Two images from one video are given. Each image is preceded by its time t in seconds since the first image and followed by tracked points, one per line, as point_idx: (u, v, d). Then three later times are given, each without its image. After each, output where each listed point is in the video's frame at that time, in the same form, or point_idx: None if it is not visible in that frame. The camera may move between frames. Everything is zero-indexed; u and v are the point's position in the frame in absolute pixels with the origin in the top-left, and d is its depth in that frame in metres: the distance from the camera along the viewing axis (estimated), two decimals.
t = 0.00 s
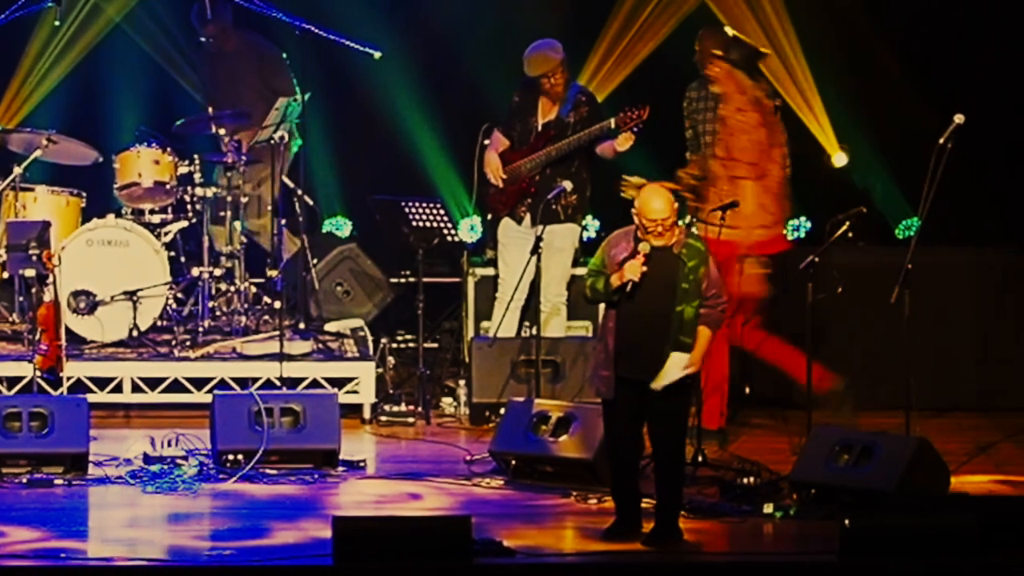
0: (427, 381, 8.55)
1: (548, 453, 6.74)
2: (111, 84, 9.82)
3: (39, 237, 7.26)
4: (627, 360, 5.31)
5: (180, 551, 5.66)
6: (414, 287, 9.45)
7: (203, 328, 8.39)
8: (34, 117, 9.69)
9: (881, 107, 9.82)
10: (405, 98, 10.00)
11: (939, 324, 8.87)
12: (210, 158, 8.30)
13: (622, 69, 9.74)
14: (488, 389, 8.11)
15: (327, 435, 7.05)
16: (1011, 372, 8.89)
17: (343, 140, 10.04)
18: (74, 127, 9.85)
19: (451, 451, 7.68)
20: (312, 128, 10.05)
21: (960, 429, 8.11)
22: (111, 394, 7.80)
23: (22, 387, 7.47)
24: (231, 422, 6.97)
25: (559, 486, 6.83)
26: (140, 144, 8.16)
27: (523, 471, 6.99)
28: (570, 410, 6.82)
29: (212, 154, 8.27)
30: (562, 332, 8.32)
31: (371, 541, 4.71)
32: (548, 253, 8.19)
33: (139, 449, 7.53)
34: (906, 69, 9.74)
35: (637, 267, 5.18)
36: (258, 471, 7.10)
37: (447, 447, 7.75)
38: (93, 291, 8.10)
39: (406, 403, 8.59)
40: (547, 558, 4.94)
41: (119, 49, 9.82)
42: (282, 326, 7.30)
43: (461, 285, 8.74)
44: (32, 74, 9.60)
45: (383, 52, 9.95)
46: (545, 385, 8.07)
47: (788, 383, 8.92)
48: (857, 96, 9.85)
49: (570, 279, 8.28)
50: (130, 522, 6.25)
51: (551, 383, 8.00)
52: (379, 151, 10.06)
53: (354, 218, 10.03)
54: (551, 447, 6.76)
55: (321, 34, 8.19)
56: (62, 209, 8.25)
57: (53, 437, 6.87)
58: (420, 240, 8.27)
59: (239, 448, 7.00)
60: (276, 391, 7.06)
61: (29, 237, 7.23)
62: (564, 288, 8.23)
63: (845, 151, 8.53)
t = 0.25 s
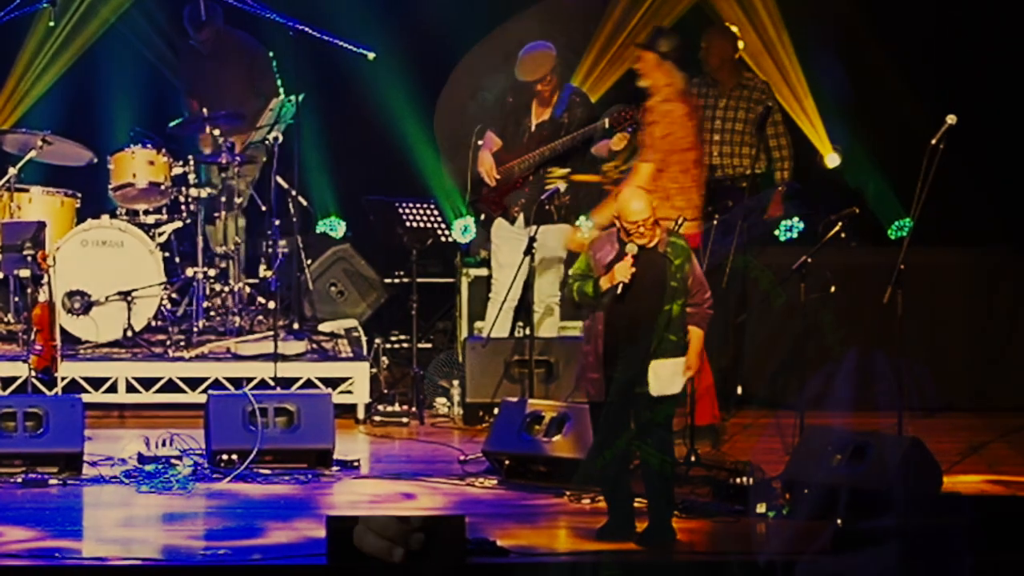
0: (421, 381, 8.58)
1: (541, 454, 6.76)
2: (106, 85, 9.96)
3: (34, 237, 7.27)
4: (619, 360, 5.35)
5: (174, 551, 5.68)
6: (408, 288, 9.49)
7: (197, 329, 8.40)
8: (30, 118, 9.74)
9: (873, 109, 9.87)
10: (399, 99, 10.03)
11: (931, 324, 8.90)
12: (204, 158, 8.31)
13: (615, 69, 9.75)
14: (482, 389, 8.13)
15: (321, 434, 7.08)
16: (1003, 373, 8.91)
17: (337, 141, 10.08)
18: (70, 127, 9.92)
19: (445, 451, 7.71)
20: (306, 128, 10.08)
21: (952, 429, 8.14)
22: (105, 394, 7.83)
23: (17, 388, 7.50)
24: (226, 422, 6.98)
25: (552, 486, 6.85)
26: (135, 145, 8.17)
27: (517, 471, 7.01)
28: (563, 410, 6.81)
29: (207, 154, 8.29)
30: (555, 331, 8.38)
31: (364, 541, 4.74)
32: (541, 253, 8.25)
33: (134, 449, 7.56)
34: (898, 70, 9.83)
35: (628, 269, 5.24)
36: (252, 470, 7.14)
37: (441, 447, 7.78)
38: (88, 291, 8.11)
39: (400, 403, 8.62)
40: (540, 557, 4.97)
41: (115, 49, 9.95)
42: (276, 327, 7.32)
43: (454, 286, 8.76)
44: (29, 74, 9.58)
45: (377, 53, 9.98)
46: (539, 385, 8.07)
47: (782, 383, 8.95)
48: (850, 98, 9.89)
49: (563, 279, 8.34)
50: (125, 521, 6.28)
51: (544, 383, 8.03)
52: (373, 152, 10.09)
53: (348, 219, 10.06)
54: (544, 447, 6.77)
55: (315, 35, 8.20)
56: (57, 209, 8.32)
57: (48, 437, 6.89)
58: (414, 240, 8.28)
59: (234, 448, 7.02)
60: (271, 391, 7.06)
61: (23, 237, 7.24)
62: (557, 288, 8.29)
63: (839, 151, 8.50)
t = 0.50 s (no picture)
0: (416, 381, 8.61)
1: (537, 455, 6.75)
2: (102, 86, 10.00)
3: (29, 237, 7.35)
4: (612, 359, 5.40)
5: (169, 550, 5.70)
6: (403, 288, 9.51)
7: (192, 329, 8.37)
8: (25, 118, 9.79)
9: (867, 110, 9.91)
10: (393, 101, 10.04)
11: (924, 325, 8.93)
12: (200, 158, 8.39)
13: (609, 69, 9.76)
14: (477, 389, 8.18)
15: (315, 434, 7.09)
16: (994, 373, 8.96)
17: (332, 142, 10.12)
18: (65, 128, 9.97)
19: (439, 451, 7.72)
20: (301, 128, 10.12)
21: (944, 430, 8.17)
22: (101, 394, 7.86)
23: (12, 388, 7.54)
24: (220, 422, 7.01)
25: (547, 486, 6.87)
26: (131, 144, 8.20)
27: (512, 471, 6.99)
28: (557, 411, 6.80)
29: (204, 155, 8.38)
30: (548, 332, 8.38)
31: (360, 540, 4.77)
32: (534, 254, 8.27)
33: (129, 449, 7.59)
34: (891, 71, 9.86)
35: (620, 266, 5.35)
36: (247, 470, 7.18)
37: (435, 447, 7.80)
38: (83, 292, 8.22)
39: (395, 403, 8.65)
40: (535, 556, 4.98)
41: (112, 49, 9.99)
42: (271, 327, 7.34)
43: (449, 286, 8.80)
44: (24, 73, 9.57)
45: (371, 54, 10.00)
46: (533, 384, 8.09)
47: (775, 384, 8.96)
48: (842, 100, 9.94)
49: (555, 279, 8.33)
50: (120, 521, 6.29)
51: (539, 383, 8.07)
52: (368, 153, 10.12)
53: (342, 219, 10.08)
54: (539, 448, 6.77)
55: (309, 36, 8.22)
56: (52, 210, 8.37)
57: (43, 436, 6.90)
58: (408, 240, 8.31)
59: (229, 448, 7.06)
60: (265, 391, 7.04)
61: (19, 238, 7.31)
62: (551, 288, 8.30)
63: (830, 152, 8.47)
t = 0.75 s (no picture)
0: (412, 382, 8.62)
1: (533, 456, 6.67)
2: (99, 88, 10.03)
3: (25, 238, 7.31)
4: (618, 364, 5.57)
5: (165, 551, 5.70)
6: (399, 288, 9.52)
7: (188, 330, 8.41)
8: (22, 119, 9.82)
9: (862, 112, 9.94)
10: (389, 101, 10.05)
11: (918, 326, 8.95)
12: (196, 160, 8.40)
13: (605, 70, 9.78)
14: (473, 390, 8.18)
15: (311, 434, 7.10)
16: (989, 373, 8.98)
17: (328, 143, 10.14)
18: (62, 129, 10.00)
19: (435, 451, 7.73)
20: (297, 130, 10.14)
21: (939, 430, 8.18)
22: (96, 395, 7.88)
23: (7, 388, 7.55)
24: (216, 423, 7.01)
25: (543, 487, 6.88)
26: (126, 145, 8.22)
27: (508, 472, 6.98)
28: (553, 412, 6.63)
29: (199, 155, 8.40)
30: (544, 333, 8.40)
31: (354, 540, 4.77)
32: (533, 254, 8.29)
33: (125, 449, 7.60)
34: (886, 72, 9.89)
35: (621, 261, 5.35)
36: (243, 470, 7.19)
37: (430, 447, 7.81)
38: (79, 292, 8.27)
39: (390, 403, 8.67)
40: (531, 556, 4.99)
41: (108, 50, 10.02)
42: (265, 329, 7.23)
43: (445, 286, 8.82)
44: (22, 74, 9.61)
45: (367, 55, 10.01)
46: (528, 385, 8.13)
47: (768, 385, 8.98)
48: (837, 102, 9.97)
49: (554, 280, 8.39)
50: (115, 522, 6.29)
51: (534, 383, 8.09)
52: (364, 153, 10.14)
53: (337, 219, 10.10)
54: (535, 449, 6.67)
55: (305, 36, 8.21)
56: (48, 210, 8.38)
57: (39, 437, 6.91)
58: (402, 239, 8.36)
59: (224, 448, 7.06)
60: (261, 392, 7.05)
61: (14, 239, 7.24)
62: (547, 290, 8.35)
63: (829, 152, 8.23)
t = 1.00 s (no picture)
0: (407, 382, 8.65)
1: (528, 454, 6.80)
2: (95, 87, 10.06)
3: (21, 239, 7.56)
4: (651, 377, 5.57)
5: (162, 551, 5.71)
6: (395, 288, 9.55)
7: (185, 330, 8.48)
8: (18, 119, 9.85)
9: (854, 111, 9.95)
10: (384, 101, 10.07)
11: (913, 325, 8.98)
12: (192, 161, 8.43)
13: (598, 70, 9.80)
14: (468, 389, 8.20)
15: (307, 434, 7.12)
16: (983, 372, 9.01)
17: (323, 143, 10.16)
18: (58, 129, 10.03)
19: (431, 451, 7.75)
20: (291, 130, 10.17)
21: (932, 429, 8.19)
22: (93, 395, 7.91)
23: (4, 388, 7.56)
24: (213, 423, 7.02)
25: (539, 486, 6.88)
26: (123, 145, 8.25)
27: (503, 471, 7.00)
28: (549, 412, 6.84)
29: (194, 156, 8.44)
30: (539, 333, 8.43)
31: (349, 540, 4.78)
32: (527, 251, 8.22)
33: (122, 449, 7.61)
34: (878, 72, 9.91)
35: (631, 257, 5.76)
36: (239, 470, 7.20)
37: (426, 447, 7.83)
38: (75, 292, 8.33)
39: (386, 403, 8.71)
40: (526, 556, 4.99)
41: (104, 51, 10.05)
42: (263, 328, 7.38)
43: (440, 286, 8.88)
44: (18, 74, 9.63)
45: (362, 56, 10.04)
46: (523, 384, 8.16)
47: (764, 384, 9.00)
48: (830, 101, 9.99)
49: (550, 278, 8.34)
50: (111, 522, 6.30)
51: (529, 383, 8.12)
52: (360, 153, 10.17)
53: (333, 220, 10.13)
54: (531, 447, 6.85)
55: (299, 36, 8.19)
56: (45, 210, 8.42)
57: (36, 437, 6.92)
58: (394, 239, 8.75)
59: (221, 448, 7.08)
60: (258, 392, 7.06)
61: (11, 239, 7.54)
62: (541, 289, 8.36)
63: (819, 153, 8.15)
